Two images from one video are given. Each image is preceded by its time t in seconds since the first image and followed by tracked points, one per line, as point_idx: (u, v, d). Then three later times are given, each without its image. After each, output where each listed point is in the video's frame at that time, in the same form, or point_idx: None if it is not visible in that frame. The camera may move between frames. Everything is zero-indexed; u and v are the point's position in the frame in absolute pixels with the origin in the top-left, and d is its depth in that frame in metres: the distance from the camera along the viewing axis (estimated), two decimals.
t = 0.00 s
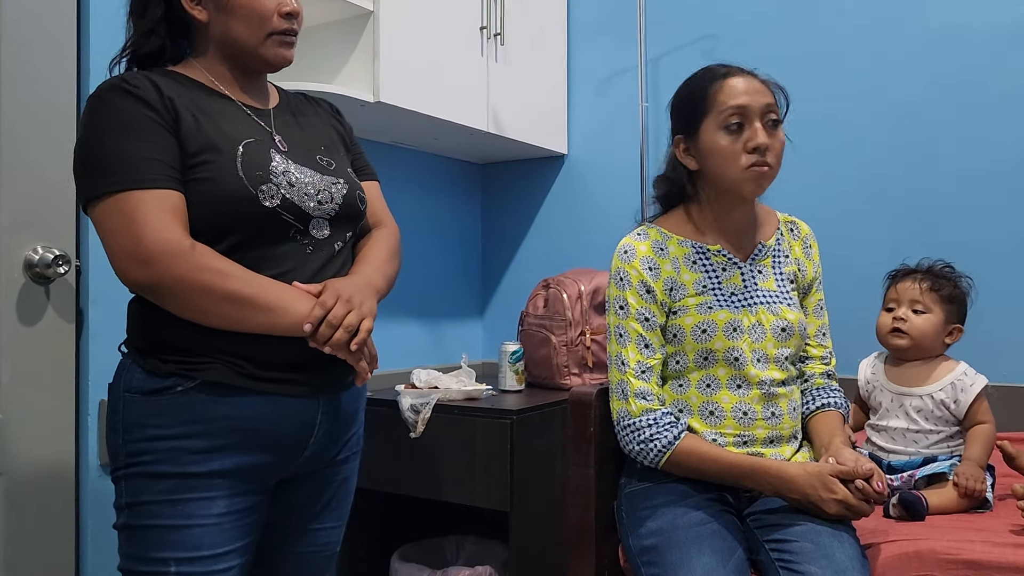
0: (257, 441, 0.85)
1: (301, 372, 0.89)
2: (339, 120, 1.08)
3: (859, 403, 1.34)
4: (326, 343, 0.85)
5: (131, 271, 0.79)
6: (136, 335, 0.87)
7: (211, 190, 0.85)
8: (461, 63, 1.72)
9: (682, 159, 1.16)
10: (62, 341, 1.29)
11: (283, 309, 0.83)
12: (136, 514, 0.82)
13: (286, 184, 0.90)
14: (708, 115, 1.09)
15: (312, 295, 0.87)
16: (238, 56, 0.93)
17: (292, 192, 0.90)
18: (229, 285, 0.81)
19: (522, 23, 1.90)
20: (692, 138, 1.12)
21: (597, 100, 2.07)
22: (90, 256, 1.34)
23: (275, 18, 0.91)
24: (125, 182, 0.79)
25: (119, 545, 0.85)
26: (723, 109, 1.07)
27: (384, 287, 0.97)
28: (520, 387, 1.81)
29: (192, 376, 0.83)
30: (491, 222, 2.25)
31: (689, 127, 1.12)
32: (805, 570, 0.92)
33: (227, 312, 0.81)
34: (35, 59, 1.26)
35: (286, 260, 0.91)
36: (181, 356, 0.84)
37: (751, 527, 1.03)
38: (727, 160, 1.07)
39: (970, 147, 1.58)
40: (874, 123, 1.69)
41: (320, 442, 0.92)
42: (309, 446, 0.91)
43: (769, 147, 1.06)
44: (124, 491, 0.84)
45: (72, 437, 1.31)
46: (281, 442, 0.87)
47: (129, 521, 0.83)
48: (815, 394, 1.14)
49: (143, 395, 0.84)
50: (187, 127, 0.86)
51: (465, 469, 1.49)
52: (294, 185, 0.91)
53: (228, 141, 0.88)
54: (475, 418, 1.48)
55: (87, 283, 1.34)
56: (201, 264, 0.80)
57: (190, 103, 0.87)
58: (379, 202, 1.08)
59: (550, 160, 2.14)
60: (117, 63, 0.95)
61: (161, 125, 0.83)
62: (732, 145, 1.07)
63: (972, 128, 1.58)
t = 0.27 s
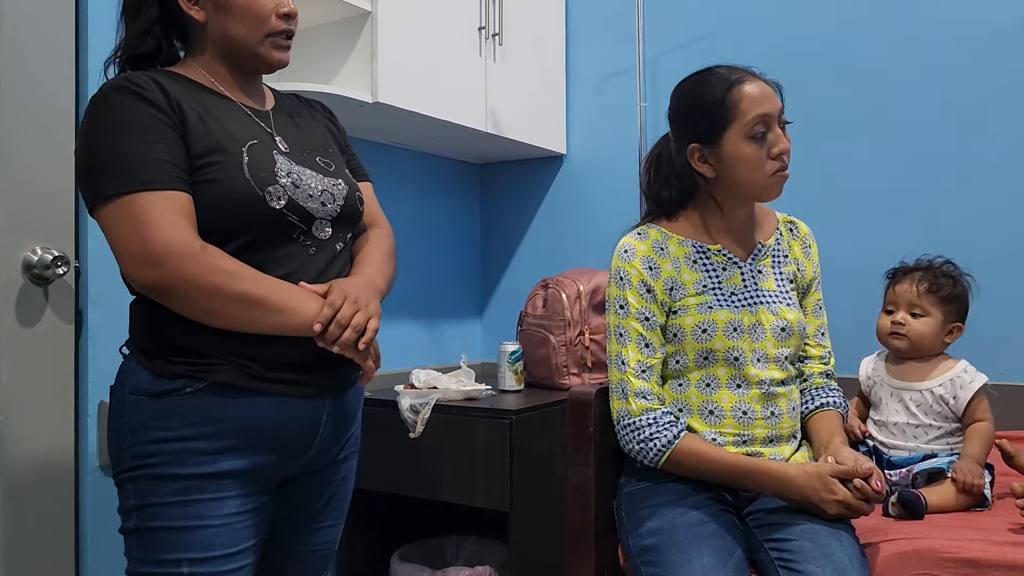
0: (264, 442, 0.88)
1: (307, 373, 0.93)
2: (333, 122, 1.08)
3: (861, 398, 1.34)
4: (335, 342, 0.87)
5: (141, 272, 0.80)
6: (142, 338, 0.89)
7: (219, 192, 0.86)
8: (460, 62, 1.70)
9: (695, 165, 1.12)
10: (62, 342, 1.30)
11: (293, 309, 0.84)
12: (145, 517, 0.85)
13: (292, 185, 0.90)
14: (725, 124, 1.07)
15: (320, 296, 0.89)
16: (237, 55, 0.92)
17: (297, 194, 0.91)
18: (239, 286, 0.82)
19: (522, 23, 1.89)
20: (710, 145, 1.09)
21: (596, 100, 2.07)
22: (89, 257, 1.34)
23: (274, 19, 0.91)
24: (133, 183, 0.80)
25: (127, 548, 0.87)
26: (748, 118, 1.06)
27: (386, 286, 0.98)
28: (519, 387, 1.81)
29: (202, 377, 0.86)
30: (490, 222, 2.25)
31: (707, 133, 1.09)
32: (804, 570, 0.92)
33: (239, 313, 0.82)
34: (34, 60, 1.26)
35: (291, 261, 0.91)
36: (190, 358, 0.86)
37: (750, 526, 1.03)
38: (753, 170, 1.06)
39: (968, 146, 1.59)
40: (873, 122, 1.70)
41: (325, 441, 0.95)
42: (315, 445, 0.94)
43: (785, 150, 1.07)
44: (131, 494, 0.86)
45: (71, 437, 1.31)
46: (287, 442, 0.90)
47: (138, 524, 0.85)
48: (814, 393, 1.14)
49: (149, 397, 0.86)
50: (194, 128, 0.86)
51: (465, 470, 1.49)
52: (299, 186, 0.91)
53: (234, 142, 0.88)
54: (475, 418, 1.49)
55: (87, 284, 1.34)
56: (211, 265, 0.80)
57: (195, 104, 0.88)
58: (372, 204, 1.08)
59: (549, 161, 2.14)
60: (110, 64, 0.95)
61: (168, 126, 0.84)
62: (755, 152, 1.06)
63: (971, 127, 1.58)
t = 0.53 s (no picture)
0: (264, 444, 0.88)
1: (308, 374, 0.93)
2: (331, 123, 1.08)
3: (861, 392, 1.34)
4: (335, 344, 0.88)
5: (141, 277, 0.80)
6: (143, 341, 0.89)
7: (218, 195, 0.86)
8: (459, 62, 1.70)
9: (694, 166, 1.13)
10: (62, 343, 1.30)
11: (293, 312, 0.85)
12: (145, 518, 0.85)
13: (291, 187, 0.90)
14: (726, 126, 1.07)
15: (320, 297, 0.89)
16: (234, 56, 0.92)
17: (296, 196, 0.91)
18: (240, 289, 0.82)
19: (520, 23, 1.89)
20: (709, 146, 1.09)
21: (595, 100, 2.07)
22: (88, 257, 1.34)
23: (272, 18, 0.91)
24: (132, 188, 0.80)
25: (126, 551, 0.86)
26: (749, 120, 1.06)
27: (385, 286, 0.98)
28: (519, 388, 1.81)
29: (204, 381, 0.85)
30: (489, 222, 2.24)
31: (706, 133, 1.09)
32: (803, 570, 0.92)
33: (241, 316, 0.83)
34: (33, 62, 1.26)
35: (292, 262, 0.91)
36: (192, 361, 0.86)
37: (750, 526, 1.03)
38: (753, 172, 1.06)
39: (967, 146, 1.59)
40: (872, 122, 1.70)
41: (325, 443, 0.95)
42: (316, 446, 0.94)
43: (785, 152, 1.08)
44: (131, 496, 0.86)
45: (70, 437, 1.31)
46: (288, 444, 0.90)
47: (138, 527, 0.85)
48: (813, 392, 1.14)
49: (150, 400, 0.86)
50: (192, 131, 0.86)
51: (465, 470, 1.49)
52: (299, 188, 0.91)
53: (232, 145, 0.88)
54: (474, 419, 1.49)
55: (86, 286, 1.34)
56: (211, 269, 0.81)
57: (193, 108, 0.88)
58: (371, 205, 1.08)
59: (548, 161, 2.14)
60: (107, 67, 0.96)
61: (167, 130, 0.84)
62: (756, 154, 1.06)
63: (969, 126, 1.58)
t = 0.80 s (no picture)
0: (258, 446, 0.88)
1: (303, 377, 0.92)
2: (333, 121, 1.08)
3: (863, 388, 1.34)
4: (326, 347, 0.87)
5: (133, 279, 0.80)
6: (139, 343, 0.89)
7: (211, 198, 0.86)
8: (459, 62, 1.70)
9: (692, 167, 1.13)
10: (62, 347, 1.30)
11: (285, 315, 0.84)
12: (139, 520, 0.85)
13: (284, 188, 0.90)
14: (722, 126, 1.08)
15: (313, 299, 0.89)
16: (232, 58, 0.92)
17: (289, 197, 0.90)
18: (231, 293, 0.82)
19: (520, 24, 1.89)
20: (706, 147, 1.10)
21: (594, 101, 2.07)
22: (88, 261, 1.34)
23: (269, 21, 0.91)
24: (125, 190, 0.80)
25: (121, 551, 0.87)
26: (744, 120, 1.06)
27: (384, 287, 0.98)
28: (519, 389, 1.81)
29: (197, 382, 0.86)
30: (489, 223, 2.24)
31: (704, 134, 1.10)
32: (805, 570, 0.92)
33: (231, 319, 0.82)
34: (33, 65, 1.26)
35: (285, 265, 0.91)
36: (185, 362, 0.86)
37: (751, 526, 1.03)
38: (749, 172, 1.06)
39: (967, 145, 1.59)
40: (871, 121, 1.70)
41: (321, 446, 0.95)
42: (311, 449, 0.94)
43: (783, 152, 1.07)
44: (126, 498, 0.86)
45: (70, 440, 1.31)
46: (284, 446, 0.90)
47: (132, 528, 0.85)
48: (812, 392, 1.14)
49: (145, 402, 0.86)
50: (186, 134, 0.86)
51: (465, 472, 1.49)
52: (293, 189, 0.91)
53: (226, 146, 0.88)
54: (473, 421, 1.48)
55: (86, 289, 1.34)
56: (203, 272, 0.81)
57: (187, 109, 0.88)
58: (375, 204, 1.07)
59: (547, 162, 2.14)
60: (106, 70, 0.95)
61: (160, 132, 0.84)
62: (752, 154, 1.06)
63: (968, 126, 1.58)
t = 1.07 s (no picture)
0: (255, 448, 0.88)
1: (300, 378, 0.92)
2: (331, 122, 1.07)
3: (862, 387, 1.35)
4: (323, 344, 0.88)
5: (129, 277, 0.80)
6: (135, 347, 0.89)
7: (205, 195, 0.85)
8: (455, 64, 1.70)
9: (689, 168, 1.13)
10: (59, 352, 1.29)
11: (281, 313, 0.85)
12: (136, 525, 0.85)
13: (280, 184, 0.90)
14: (718, 126, 1.08)
15: (310, 297, 0.89)
16: (228, 61, 0.92)
17: (285, 193, 0.90)
18: (226, 289, 0.82)
19: (516, 25, 1.89)
20: (703, 148, 1.10)
21: (591, 102, 2.07)
22: (85, 265, 1.34)
23: (267, 25, 0.92)
24: (120, 188, 0.80)
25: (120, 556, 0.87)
26: (739, 120, 1.06)
27: (382, 287, 0.98)
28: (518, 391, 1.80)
29: (192, 385, 0.86)
30: (487, 225, 2.24)
31: (700, 135, 1.10)
32: (804, 571, 0.92)
33: (226, 314, 0.83)
34: (29, 70, 1.26)
35: (280, 262, 0.91)
36: (180, 365, 0.86)
37: (751, 527, 1.02)
38: (746, 172, 1.06)
39: (964, 144, 1.59)
40: (868, 121, 1.70)
41: (319, 449, 0.95)
42: (310, 451, 0.94)
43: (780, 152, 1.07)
44: (123, 503, 0.86)
45: (68, 446, 1.30)
46: (282, 449, 0.90)
47: (129, 533, 0.85)
48: (811, 393, 1.13)
49: (141, 405, 0.86)
50: (181, 131, 0.86)
51: (464, 474, 1.48)
52: (288, 185, 0.91)
53: (221, 144, 0.88)
54: (472, 423, 1.48)
55: (83, 294, 1.34)
56: (198, 269, 0.81)
57: (182, 107, 0.88)
58: (375, 204, 1.06)
59: (544, 164, 2.14)
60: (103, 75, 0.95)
61: (155, 130, 0.84)
62: (749, 154, 1.06)
63: (965, 125, 1.59)
